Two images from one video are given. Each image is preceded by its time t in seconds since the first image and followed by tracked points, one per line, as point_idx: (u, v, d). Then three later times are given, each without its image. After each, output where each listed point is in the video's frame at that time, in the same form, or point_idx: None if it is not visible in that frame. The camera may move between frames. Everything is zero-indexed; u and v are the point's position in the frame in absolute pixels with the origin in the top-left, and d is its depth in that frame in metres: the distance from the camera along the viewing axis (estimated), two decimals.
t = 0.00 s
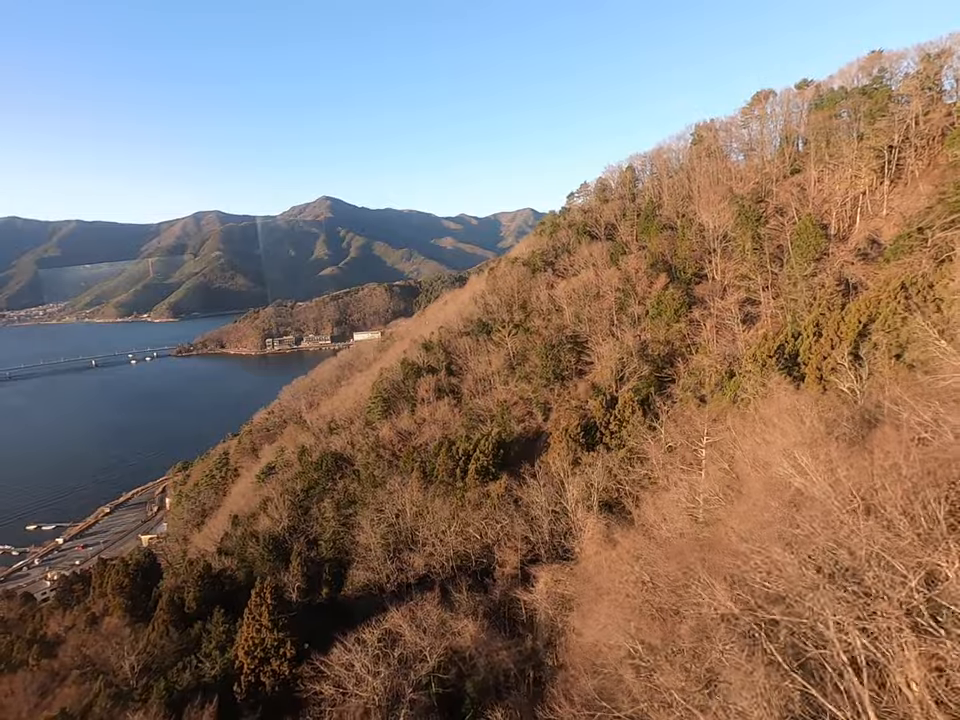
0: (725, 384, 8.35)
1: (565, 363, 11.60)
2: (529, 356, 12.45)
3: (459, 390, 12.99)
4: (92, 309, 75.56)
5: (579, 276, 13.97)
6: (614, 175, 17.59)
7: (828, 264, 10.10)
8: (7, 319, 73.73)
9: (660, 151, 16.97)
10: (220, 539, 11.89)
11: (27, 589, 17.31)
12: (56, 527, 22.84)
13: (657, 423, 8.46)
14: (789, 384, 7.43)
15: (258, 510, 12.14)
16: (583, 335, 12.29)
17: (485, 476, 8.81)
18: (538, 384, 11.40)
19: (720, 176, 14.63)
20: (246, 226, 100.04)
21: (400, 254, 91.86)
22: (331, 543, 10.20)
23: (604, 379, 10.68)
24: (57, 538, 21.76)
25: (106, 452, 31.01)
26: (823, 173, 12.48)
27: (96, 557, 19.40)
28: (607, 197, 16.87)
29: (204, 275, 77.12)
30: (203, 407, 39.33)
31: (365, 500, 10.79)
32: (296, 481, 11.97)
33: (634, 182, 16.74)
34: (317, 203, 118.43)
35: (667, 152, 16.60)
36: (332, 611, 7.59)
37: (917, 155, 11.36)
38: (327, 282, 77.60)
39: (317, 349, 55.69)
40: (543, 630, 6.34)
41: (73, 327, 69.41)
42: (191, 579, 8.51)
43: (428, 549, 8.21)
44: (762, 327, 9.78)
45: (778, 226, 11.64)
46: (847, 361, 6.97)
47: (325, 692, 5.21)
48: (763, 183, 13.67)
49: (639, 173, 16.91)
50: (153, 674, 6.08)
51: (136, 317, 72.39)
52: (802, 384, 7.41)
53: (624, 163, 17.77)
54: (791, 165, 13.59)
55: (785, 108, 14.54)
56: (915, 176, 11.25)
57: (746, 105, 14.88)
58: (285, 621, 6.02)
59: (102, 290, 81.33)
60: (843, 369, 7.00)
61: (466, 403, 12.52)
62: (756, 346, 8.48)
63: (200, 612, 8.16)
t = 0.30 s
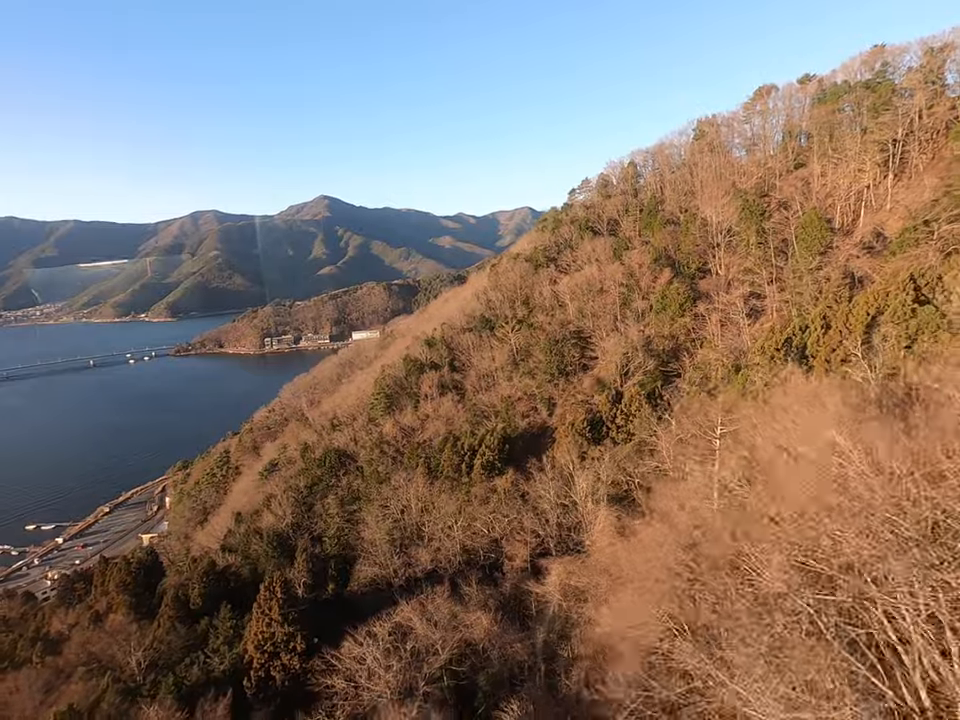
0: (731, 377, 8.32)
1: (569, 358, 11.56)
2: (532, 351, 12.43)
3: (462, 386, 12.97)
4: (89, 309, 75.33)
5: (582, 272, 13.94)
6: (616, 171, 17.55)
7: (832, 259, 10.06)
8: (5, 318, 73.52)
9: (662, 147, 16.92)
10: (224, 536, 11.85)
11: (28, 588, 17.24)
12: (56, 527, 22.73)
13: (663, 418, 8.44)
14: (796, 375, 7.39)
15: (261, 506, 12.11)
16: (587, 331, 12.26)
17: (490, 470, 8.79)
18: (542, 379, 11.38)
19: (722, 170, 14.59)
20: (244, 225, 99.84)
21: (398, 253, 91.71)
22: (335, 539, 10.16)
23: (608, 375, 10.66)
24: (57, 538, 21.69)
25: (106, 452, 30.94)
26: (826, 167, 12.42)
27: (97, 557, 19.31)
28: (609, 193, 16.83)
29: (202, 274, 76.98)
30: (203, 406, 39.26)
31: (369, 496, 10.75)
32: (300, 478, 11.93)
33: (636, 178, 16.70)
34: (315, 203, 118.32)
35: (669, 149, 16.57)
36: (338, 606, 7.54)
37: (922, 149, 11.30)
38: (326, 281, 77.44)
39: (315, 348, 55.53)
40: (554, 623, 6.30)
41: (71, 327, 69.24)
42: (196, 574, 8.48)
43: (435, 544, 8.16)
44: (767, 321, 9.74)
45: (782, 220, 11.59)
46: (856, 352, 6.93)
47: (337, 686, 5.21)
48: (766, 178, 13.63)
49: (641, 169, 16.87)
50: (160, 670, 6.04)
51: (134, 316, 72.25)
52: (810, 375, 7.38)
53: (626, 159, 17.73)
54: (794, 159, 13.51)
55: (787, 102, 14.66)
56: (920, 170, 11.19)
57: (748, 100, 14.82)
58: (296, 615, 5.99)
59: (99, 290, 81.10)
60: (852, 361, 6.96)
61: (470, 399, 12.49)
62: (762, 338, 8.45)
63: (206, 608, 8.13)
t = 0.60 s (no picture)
0: (739, 371, 8.27)
1: (574, 353, 11.51)
2: (537, 346, 12.38)
3: (466, 381, 12.92)
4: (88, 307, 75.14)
5: (586, 266, 13.89)
6: (618, 166, 17.47)
7: (838, 252, 10.01)
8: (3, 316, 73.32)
9: (665, 141, 16.85)
10: (228, 532, 11.81)
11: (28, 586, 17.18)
12: (55, 525, 22.68)
13: (670, 412, 8.40)
14: (805, 367, 7.34)
15: (265, 502, 12.06)
16: (592, 326, 12.21)
17: (497, 464, 8.75)
18: (547, 374, 11.33)
19: (726, 165, 14.52)
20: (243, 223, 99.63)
21: (398, 251, 91.58)
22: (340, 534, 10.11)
23: (613, 369, 10.61)
24: (57, 536, 21.63)
25: (105, 451, 30.85)
26: (831, 161, 12.37)
27: (98, 554, 19.25)
28: (612, 188, 16.75)
29: (201, 272, 76.80)
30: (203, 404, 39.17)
31: (373, 491, 10.70)
32: (303, 473, 11.88)
33: (639, 172, 16.63)
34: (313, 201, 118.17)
35: (672, 144, 16.49)
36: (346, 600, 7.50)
37: (928, 142, 11.23)
38: (325, 280, 77.31)
39: (315, 346, 55.44)
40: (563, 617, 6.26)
41: (69, 326, 69.08)
42: (202, 569, 8.44)
43: (441, 538, 8.12)
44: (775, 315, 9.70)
45: (787, 214, 11.53)
46: (866, 344, 6.87)
47: (349, 677, 5.27)
48: (771, 172, 13.56)
49: (644, 164, 16.80)
50: (167, 662, 6.02)
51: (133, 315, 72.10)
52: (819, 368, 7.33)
53: (628, 154, 17.64)
54: (799, 153, 13.42)
55: (791, 97, 14.54)
56: (926, 163, 11.11)
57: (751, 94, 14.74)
58: (306, 608, 5.98)
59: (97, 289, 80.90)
60: (862, 353, 6.91)
61: (474, 394, 12.44)
62: (771, 331, 8.41)
63: (211, 602, 8.09)
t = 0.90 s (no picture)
0: (749, 365, 8.21)
1: (580, 347, 11.46)
2: (542, 340, 12.35)
3: (471, 375, 12.89)
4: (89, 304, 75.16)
5: (592, 260, 13.83)
6: (624, 160, 17.38)
7: (847, 246, 9.94)
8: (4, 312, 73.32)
9: (671, 136, 16.76)
10: (233, 525, 11.79)
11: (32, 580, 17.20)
12: (58, 520, 22.73)
13: (679, 405, 8.37)
14: (818, 359, 7.32)
15: (270, 495, 12.03)
16: (598, 320, 12.15)
17: (504, 457, 8.71)
18: (553, 368, 11.29)
19: (733, 159, 14.43)
20: (243, 218, 99.44)
21: (399, 247, 91.43)
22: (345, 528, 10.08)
23: (620, 364, 10.56)
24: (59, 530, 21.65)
25: (107, 446, 30.88)
26: (839, 154, 12.28)
27: (101, 548, 19.27)
28: (618, 182, 16.67)
29: (202, 268, 76.72)
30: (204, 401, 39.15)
31: (379, 484, 10.67)
32: (308, 467, 11.85)
33: (645, 167, 16.55)
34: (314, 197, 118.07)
35: (678, 138, 16.41)
36: (353, 592, 7.48)
37: (938, 135, 11.13)
38: (326, 276, 77.21)
39: (316, 343, 55.38)
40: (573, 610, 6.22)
41: (70, 322, 69.11)
42: (208, 561, 8.41)
43: (450, 530, 8.10)
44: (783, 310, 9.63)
45: (795, 208, 11.45)
46: (880, 337, 6.81)
47: (362, 667, 5.33)
48: (779, 166, 13.46)
49: (649, 158, 16.72)
50: (175, 653, 6.01)
51: (134, 311, 72.09)
52: (832, 359, 7.25)
53: (633, 148, 17.55)
54: (807, 147, 13.30)
55: (798, 91, 14.39)
56: (936, 156, 11.01)
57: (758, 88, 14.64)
58: (316, 598, 5.97)
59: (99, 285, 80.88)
60: (873, 346, 6.85)
61: (479, 388, 12.40)
62: (781, 324, 8.33)
63: (218, 594, 8.06)
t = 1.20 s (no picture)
0: (759, 357, 8.17)
1: (587, 341, 11.41)
2: (549, 334, 12.31)
3: (477, 368, 12.85)
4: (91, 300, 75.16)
5: (598, 254, 13.79)
6: (629, 154, 17.31)
7: (856, 238, 9.89)
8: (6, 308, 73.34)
9: (677, 129, 16.69)
10: (238, 518, 11.78)
11: (36, 574, 17.22)
12: (62, 515, 22.77)
13: (688, 397, 8.34)
14: (830, 350, 7.28)
15: (275, 488, 12.01)
16: (605, 314, 12.11)
17: (512, 449, 8.68)
18: (559, 361, 11.25)
19: (740, 152, 14.37)
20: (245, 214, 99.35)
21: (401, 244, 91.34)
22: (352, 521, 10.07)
23: (628, 357, 10.52)
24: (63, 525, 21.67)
25: (110, 442, 30.89)
26: (847, 147, 12.21)
27: (105, 543, 19.29)
28: (623, 176, 16.60)
29: (204, 264, 76.68)
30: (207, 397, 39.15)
31: (385, 478, 10.65)
32: (314, 461, 11.83)
33: (650, 161, 16.49)
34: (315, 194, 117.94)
35: (684, 132, 16.35)
36: (363, 583, 7.49)
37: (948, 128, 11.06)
38: (328, 273, 77.15)
39: (317, 339, 55.36)
40: (584, 602, 6.20)
41: (72, 318, 69.12)
42: (216, 553, 8.40)
43: (458, 523, 8.08)
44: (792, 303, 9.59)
45: (804, 200, 11.39)
46: (893, 327, 6.76)
47: (376, 657, 5.34)
48: (786, 159, 13.39)
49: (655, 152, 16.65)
50: (185, 644, 6.01)
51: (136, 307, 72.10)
52: (842, 348, 7.20)
53: (639, 142, 17.48)
54: (815, 140, 13.22)
55: (804, 84, 14.51)
56: (945, 147, 10.94)
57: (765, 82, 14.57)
58: (328, 588, 5.97)
59: (100, 281, 80.87)
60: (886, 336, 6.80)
61: (485, 381, 12.38)
62: (791, 316, 8.29)
63: (226, 586, 8.06)
